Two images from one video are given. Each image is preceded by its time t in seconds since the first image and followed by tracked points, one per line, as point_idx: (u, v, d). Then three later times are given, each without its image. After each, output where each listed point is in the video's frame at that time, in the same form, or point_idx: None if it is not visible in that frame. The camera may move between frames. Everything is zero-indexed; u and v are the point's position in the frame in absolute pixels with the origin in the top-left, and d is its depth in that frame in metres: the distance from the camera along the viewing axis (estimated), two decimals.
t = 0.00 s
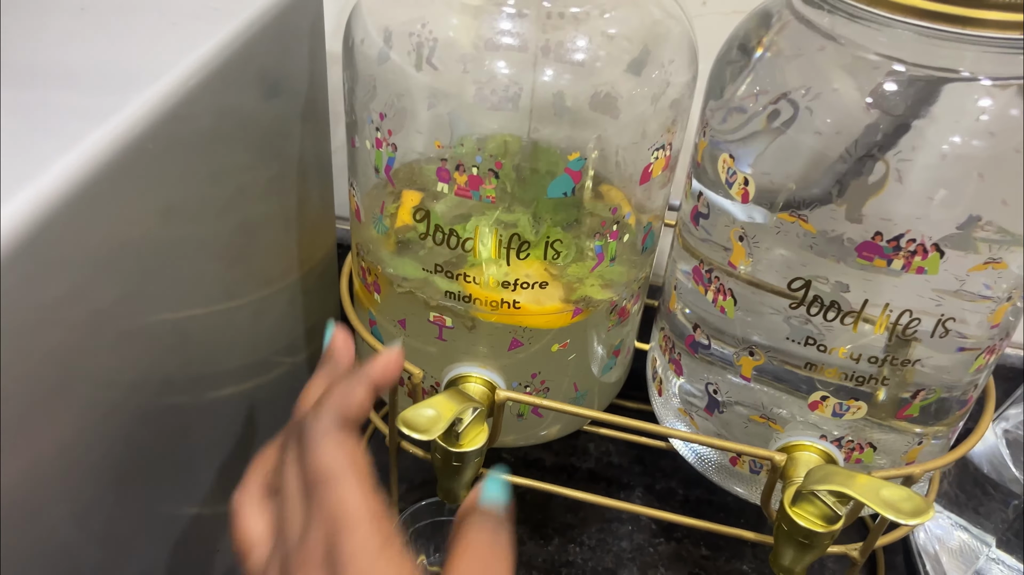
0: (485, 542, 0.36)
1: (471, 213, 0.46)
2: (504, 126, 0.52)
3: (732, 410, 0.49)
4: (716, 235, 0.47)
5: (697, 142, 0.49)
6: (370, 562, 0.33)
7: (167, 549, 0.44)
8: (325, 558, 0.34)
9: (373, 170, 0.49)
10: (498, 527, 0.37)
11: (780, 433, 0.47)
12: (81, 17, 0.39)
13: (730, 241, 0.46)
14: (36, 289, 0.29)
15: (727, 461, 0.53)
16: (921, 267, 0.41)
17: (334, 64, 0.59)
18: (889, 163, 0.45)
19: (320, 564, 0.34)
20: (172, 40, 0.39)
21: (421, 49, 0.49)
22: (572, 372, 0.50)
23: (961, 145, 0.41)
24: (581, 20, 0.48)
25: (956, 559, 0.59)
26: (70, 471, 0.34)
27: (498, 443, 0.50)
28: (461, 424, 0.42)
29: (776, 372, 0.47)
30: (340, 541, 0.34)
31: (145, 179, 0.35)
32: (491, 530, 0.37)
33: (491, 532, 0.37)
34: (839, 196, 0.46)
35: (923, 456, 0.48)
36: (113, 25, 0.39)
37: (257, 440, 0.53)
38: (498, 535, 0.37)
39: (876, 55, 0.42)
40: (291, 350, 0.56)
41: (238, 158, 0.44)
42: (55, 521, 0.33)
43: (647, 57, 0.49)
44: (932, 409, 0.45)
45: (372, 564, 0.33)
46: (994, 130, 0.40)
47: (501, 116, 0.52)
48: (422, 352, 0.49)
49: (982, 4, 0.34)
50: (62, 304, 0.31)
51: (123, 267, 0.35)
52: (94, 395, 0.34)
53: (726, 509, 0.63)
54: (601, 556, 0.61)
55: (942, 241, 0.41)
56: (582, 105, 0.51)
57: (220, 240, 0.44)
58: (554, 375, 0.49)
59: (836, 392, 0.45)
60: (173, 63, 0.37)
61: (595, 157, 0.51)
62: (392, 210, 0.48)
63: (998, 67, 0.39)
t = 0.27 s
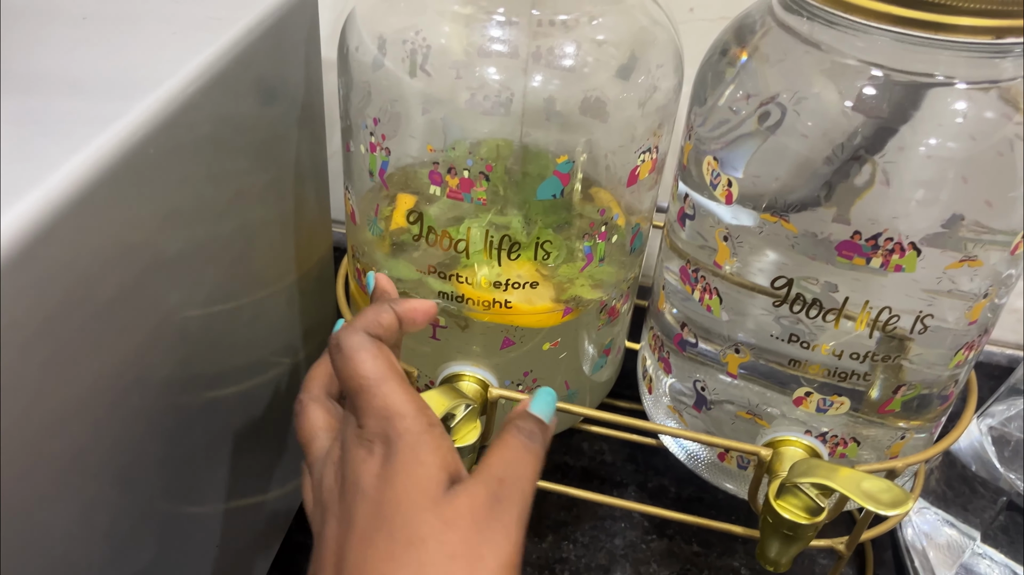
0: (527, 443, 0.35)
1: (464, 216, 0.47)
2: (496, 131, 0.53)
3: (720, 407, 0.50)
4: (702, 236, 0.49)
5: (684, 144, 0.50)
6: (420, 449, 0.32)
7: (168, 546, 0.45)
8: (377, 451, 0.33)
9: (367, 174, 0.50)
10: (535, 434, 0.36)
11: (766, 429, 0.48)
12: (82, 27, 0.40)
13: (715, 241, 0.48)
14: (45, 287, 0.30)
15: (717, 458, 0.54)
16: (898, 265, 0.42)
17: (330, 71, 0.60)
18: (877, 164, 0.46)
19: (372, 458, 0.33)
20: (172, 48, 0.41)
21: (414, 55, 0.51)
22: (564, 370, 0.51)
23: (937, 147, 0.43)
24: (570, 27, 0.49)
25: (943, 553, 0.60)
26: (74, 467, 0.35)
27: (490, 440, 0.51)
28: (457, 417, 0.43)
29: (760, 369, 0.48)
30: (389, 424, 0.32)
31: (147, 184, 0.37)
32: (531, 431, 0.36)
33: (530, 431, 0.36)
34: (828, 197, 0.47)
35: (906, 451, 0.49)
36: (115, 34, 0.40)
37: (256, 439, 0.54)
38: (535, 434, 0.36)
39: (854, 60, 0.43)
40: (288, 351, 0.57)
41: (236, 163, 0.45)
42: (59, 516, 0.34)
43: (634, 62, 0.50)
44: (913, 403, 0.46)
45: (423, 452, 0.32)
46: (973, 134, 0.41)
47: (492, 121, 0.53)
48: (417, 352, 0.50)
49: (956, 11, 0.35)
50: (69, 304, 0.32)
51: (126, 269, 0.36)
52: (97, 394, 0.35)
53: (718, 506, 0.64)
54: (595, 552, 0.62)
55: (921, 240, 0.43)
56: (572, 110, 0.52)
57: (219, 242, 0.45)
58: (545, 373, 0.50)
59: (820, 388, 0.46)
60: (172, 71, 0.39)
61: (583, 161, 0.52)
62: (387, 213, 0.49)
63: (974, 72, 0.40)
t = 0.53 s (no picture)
0: (515, 445, 0.35)
1: (459, 216, 0.47)
2: (491, 130, 0.53)
3: (718, 408, 0.50)
4: (698, 235, 0.48)
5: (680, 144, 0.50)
6: (402, 445, 0.32)
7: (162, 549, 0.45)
8: (357, 444, 0.33)
9: (362, 173, 0.50)
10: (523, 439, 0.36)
11: (764, 429, 0.48)
12: (74, 26, 0.40)
13: (712, 240, 0.48)
14: (33, 289, 0.30)
15: (714, 458, 0.54)
16: (896, 263, 0.42)
17: (324, 71, 0.60)
18: (875, 163, 0.45)
19: (352, 451, 0.33)
20: (163, 48, 0.40)
21: (410, 55, 0.50)
22: (560, 371, 0.50)
23: (933, 145, 0.43)
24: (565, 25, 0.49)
25: (942, 553, 0.60)
26: (65, 470, 0.34)
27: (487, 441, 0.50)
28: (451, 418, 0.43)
29: (757, 368, 0.48)
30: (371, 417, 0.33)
31: (138, 184, 0.36)
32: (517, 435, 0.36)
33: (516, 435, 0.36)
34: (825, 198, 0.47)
35: (905, 450, 0.48)
36: (106, 33, 0.40)
37: (251, 441, 0.54)
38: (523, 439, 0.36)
39: (849, 57, 0.43)
40: (283, 353, 0.57)
41: (230, 163, 0.45)
42: (50, 518, 0.34)
43: (630, 60, 0.50)
44: (912, 403, 0.46)
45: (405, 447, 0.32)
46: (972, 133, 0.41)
47: (488, 121, 0.53)
48: (414, 353, 0.50)
49: (952, 7, 0.35)
50: (58, 306, 0.32)
51: (118, 270, 0.36)
52: (89, 395, 0.35)
53: (716, 508, 0.64)
54: (593, 554, 0.61)
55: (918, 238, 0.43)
56: (567, 110, 0.51)
57: (212, 243, 0.45)
58: (542, 374, 0.50)
59: (818, 387, 0.46)
60: (164, 69, 0.38)
61: (580, 160, 0.52)
62: (382, 213, 0.49)
63: (969, 69, 0.41)
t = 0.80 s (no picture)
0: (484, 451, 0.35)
1: (457, 222, 0.47)
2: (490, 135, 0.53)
3: (717, 412, 0.50)
4: (697, 240, 0.48)
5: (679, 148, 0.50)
6: (363, 451, 0.33)
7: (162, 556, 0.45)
8: (319, 453, 0.34)
9: (359, 178, 0.50)
10: (492, 446, 0.36)
11: (763, 433, 0.48)
12: (71, 32, 0.40)
13: (709, 245, 0.47)
14: (31, 296, 0.30)
15: (713, 463, 0.54)
16: (894, 268, 0.42)
17: (322, 76, 0.60)
18: (873, 169, 0.45)
19: (314, 460, 0.34)
20: (161, 53, 0.40)
21: (408, 60, 0.50)
22: (559, 376, 0.50)
23: (933, 149, 0.43)
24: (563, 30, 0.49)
25: (942, 558, 0.60)
26: (63, 478, 0.34)
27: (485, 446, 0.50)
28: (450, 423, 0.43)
29: (755, 373, 0.48)
30: (336, 426, 0.33)
31: (136, 190, 0.36)
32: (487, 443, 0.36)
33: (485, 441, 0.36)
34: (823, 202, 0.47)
35: (904, 454, 0.48)
36: (103, 39, 0.40)
37: (249, 447, 0.54)
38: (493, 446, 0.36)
39: (848, 62, 0.43)
40: (282, 358, 0.57)
41: (228, 169, 0.45)
42: (48, 526, 0.34)
43: (628, 65, 0.50)
44: (911, 407, 0.46)
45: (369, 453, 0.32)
46: (971, 138, 0.41)
47: (487, 126, 0.52)
48: (413, 359, 0.50)
49: (949, 12, 0.35)
50: (56, 314, 0.32)
51: (116, 277, 0.35)
52: (87, 402, 0.35)
53: (715, 511, 0.64)
54: (592, 558, 0.61)
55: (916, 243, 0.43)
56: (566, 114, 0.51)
57: (210, 249, 0.44)
58: (540, 379, 0.50)
59: (816, 391, 0.46)
60: (161, 75, 0.38)
61: (578, 165, 0.52)
62: (380, 219, 0.49)
63: (968, 73, 0.40)
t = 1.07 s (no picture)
0: (429, 436, 0.39)
1: (458, 200, 0.47)
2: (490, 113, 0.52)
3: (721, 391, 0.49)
4: (700, 217, 0.48)
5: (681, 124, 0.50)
6: (316, 430, 0.37)
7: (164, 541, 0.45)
8: (254, 429, 0.38)
9: (359, 156, 0.49)
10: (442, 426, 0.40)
11: (768, 411, 0.47)
12: (64, 8, 0.39)
13: (714, 221, 0.47)
14: (26, 276, 0.29)
15: (718, 442, 0.54)
16: (901, 241, 0.41)
17: (320, 56, 0.59)
18: (875, 151, 0.44)
19: (248, 432, 0.38)
20: (154, 30, 0.40)
21: (407, 37, 0.50)
22: (562, 356, 0.50)
23: (939, 120, 0.42)
24: (563, 4, 0.49)
25: (947, 538, 0.61)
26: (63, 458, 0.34)
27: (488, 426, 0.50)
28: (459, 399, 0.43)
29: (760, 351, 0.47)
30: (289, 406, 0.38)
31: (130, 168, 0.36)
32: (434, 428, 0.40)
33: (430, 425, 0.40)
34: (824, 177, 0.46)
35: (910, 433, 0.48)
36: (96, 15, 0.39)
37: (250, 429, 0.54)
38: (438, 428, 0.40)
39: (854, 33, 0.43)
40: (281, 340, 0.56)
41: (224, 149, 0.45)
42: (46, 508, 0.33)
43: (629, 40, 0.49)
44: (917, 385, 0.46)
45: (329, 425, 0.38)
46: (978, 112, 0.40)
47: (486, 103, 0.52)
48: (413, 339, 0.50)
49: None
50: (53, 294, 0.31)
51: (113, 257, 0.35)
52: (85, 382, 0.34)
53: (719, 493, 0.64)
54: (596, 540, 0.61)
55: (924, 216, 0.42)
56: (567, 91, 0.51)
57: (207, 228, 0.44)
58: (543, 359, 0.49)
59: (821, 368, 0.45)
60: (155, 50, 0.38)
61: (579, 142, 0.51)
62: (381, 197, 0.48)
63: (975, 42, 0.40)
